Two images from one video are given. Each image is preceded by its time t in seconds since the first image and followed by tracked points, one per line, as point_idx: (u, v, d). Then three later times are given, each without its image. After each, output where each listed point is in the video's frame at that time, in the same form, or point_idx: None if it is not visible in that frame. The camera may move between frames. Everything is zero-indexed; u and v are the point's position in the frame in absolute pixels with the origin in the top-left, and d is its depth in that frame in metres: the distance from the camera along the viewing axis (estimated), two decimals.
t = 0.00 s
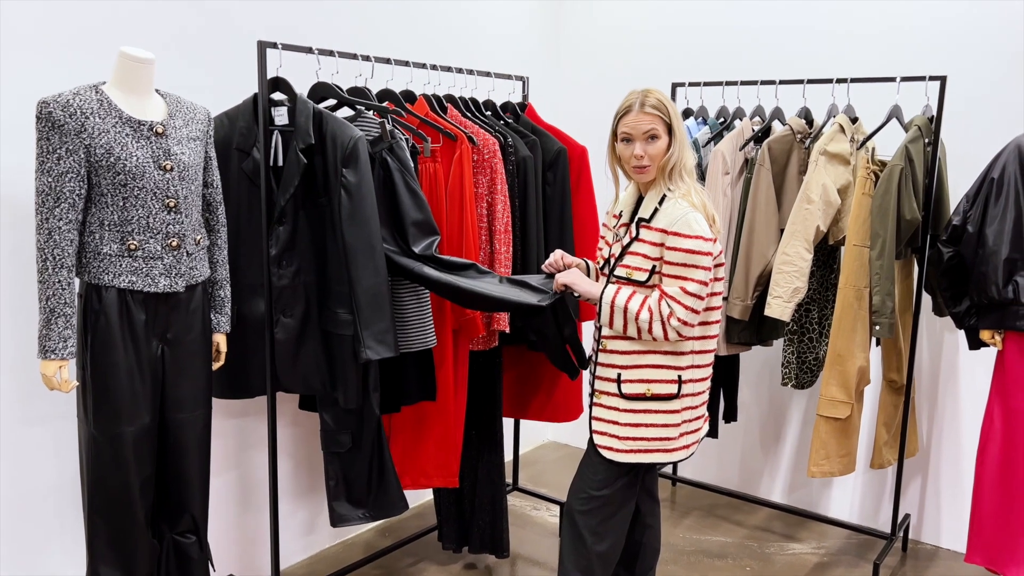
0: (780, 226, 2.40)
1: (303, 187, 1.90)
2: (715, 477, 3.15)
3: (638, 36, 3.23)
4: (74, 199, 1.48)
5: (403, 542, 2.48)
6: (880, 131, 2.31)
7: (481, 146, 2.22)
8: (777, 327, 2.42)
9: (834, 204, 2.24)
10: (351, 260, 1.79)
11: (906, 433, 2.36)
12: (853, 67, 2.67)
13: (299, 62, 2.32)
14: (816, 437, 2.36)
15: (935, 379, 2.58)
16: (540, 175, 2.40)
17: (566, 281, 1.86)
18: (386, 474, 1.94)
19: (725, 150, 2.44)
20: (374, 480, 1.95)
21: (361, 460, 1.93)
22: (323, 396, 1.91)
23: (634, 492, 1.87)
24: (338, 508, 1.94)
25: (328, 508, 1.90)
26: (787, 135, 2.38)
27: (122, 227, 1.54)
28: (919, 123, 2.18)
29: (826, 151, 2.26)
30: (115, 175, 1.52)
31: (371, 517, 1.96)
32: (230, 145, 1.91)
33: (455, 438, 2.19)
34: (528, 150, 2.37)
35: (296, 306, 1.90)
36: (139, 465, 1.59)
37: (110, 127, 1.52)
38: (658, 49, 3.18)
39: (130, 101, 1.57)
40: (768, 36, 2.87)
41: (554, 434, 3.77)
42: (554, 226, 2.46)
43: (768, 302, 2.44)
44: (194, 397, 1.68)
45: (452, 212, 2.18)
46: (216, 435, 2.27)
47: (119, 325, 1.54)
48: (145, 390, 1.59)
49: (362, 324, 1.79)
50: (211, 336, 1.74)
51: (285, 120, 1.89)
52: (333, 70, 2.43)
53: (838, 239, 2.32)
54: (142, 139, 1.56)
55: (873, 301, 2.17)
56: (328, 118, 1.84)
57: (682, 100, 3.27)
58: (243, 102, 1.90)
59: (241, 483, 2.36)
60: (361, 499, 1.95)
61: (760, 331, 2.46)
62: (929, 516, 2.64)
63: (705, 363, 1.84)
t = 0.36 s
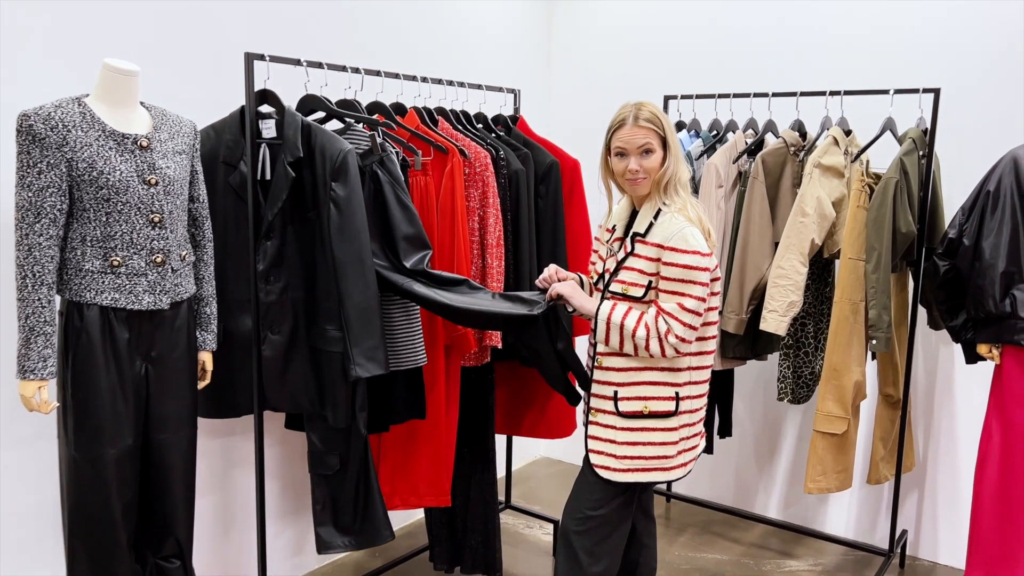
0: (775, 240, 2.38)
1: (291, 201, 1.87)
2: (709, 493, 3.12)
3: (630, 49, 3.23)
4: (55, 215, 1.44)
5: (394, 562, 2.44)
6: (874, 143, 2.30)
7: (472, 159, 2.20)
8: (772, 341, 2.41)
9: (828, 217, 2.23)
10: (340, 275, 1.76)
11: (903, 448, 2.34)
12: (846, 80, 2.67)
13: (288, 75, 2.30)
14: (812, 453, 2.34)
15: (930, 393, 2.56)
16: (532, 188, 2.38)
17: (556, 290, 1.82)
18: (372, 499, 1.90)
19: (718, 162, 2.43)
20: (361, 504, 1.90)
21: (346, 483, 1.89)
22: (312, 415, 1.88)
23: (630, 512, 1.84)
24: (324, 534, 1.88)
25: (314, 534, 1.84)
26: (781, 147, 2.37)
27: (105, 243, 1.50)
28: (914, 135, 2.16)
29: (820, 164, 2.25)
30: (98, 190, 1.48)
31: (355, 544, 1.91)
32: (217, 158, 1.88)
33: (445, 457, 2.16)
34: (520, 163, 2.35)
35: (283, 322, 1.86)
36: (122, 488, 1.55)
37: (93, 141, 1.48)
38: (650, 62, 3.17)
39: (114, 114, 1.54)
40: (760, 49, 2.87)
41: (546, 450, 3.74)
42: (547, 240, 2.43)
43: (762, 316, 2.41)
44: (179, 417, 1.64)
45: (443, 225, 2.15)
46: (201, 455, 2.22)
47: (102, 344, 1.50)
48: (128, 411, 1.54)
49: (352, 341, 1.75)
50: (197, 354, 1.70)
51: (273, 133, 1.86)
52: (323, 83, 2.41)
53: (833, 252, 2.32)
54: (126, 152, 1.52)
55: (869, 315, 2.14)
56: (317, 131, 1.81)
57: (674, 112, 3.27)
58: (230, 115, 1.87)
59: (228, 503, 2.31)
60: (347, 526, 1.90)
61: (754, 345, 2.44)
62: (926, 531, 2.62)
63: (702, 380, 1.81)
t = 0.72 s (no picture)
0: (773, 254, 2.35)
1: (280, 218, 1.81)
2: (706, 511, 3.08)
3: (623, 63, 3.21)
4: (33, 234, 1.37)
5: None
6: (872, 157, 2.28)
7: (466, 174, 2.16)
8: (770, 358, 2.38)
9: (827, 231, 2.21)
10: (332, 294, 1.71)
11: (905, 466, 2.30)
12: (840, 93, 2.66)
13: (277, 89, 2.25)
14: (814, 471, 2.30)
15: (930, 409, 2.53)
16: (526, 203, 2.34)
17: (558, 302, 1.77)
18: (368, 524, 1.81)
19: (715, 177, 2.41)
20: (354, 531, 1.83)
21: (339, 508, 1.81)
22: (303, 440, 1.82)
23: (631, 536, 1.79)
24: (314, 565, 1.81)
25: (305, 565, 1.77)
26: (778, 161, 2.34)
27: (87, 263, 1.44)
28: (912, 149, 2.15)
29: (818, 178, 2.22)
30: (79, 208, 1.42)
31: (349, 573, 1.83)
32: (203, 174, 1.82)
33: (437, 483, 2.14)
34: (514, 177, 2.31)
35: (273, 342, 1.81)
36: (104, 519, 1.48)
37: (74, 157, 1.42)
38: (644, 76, 3.16)
39: (96, 128, 1.49)
40: (753, 63, 2.85)
41: (539, 469, 3.69)
42: (541, 255, 2.39)
43: (761, 333, 2.38)
44: (164, 444, 1.57)
45: (437, 241, 2.10)
46: (186, 480, 2.16)
47: (83, 369, 1.43)
48: (110, 437, 1.47)
49: (344, 362, 1.70)
50: (182, 377, 1.64)
51: (262, 148, 1.80)
52: (313, 97, 2.36)
53: (832, 267, 2.28)
54: (108, 169, 1.46)
55: (871, 331, 2.11)
56: (308, 146, 1.76)
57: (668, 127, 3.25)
58: (217, 129, 1.82)
59: (214, 530, 2.24)
60: (339, 556, 1.83)
61: (752, 362, 2.41)
62: (928, 551, 2.58)
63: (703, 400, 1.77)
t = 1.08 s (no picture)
0: (774, 268, 2.31)
1: (271, 234, 1.76)
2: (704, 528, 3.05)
3: (618, 75, 3.20)
4: (12, 251, 1.31)
5: None
6: (872, 170, 2.25)
7: (462, 187, 2.10)
8: (770, 374, 2.35)
9: (828, 245, 2.18)
10: (326, 311, 1.65)
11: (908, 483, 2.27)
12: (837, 106, 2.64)
13: (269, 99, 2.20)
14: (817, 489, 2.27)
15: (932, 424, 2.50)
16: (522, 216, 2.29)
17: (569, 316, 1.68)
18: (357, 545, 1.84)
19: (713, 190, 2.37)
20: (343, 554, 1.84)
21: (330, 531, 1.81)
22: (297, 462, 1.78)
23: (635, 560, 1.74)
24: None
25: None
26: (777, 174, 2.31)
27: (69, 282, 1.37)
28: (914, 161, 2.13)
29: (819, 191, 2.20)
30: (62, 224, 1.36)
31: None
32: (191, 188, 1.76)
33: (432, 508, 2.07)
34: (510, 191, 2.27)
35: (263, 362, 1.75)
36: (87, 551, 1.41)
37: (56, 170, 1.36)
38: (638, 88, 3.14)
39: (79, 140, 1.42)
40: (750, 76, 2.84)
41: (534, 486, 3.64)
42: (538, 269, 2.34)
43: (761, 348, 2.35)
44: (150, 470, 1.51)
45: (432, 256, 2.05)
46: (174, 505, 2.09)
47: (65, 393, 1.36)
48: (94, 464, 1.41)
49: (337, 383, 1.65)
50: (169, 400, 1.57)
51: (252, 161, 1.74)
52: (305, 108, 2.31)
53: (834, 281, 2.26)
54: (92, 183, 1.40)
55: (876, 347, 2.09)
56: (300, 158, 1.71)
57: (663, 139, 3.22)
58: (206, 142, 1.76)
59: (203, 556, 2.17)
60: None
61: (752, 378, 2.39)
62: (931, 569, 2.55)
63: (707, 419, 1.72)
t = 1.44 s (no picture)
0: (769, 285, 2.30)
1: (262, 253, 1.71)
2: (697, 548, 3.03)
3: (608, 92, 3.20)
4: None
5: None
6: (865, 187, 2.26)
7: (455, 204, 2.07)
8: (766, 392, 2.34)
9: (823, 262, 2.17)
10: (318, 333, 1.61)
11: (905, 502, 2.26)
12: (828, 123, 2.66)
13: (259, 114, 2.16)
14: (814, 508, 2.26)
15: (926, 442, 2.50)
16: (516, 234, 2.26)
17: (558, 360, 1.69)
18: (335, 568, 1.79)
19: (707, 207, 2.37)
20: None
21: (307, 560, 1.77)
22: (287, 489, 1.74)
23: None
24: None
25: None
26: (770, 191, 2.31)
27: (53, 304, 1.32)
28: (908, 178, 2.15)
29: (813, 208, 2.19)
30: (46, 245, 1.31)
31: None
32: (179, 207, 1.72)
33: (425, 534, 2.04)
34: (504, 208, 2.24)
35: (253, 386, 1.71)
36: None
37: (40, 189, 1.31)
38: (629, 105, 3.14)
39: (66, 157, 1.38)
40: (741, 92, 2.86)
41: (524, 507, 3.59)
42: (531, 287, 2.31)
43: (757, 366, 2.33)
44: (137, 499, 1.46)
45: (425, 274, 2.02)
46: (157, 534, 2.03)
47: (48, 421, 1.31)
48: (78, 495, 1.35)
49: (329, 407, 1.60)
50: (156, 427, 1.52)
51: (242, 178, 1.70)
52: (296, 125, 2.28)
53: (829, 298, 2.24)
54: (78, 202, 1.35)
55: (873, 365, 2.09)
56: (292, 176, 1.67)
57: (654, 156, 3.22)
58: (195, 159, 1.72)
59: None
60: None
61: (748, 396, 2.37)
62: None
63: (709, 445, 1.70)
